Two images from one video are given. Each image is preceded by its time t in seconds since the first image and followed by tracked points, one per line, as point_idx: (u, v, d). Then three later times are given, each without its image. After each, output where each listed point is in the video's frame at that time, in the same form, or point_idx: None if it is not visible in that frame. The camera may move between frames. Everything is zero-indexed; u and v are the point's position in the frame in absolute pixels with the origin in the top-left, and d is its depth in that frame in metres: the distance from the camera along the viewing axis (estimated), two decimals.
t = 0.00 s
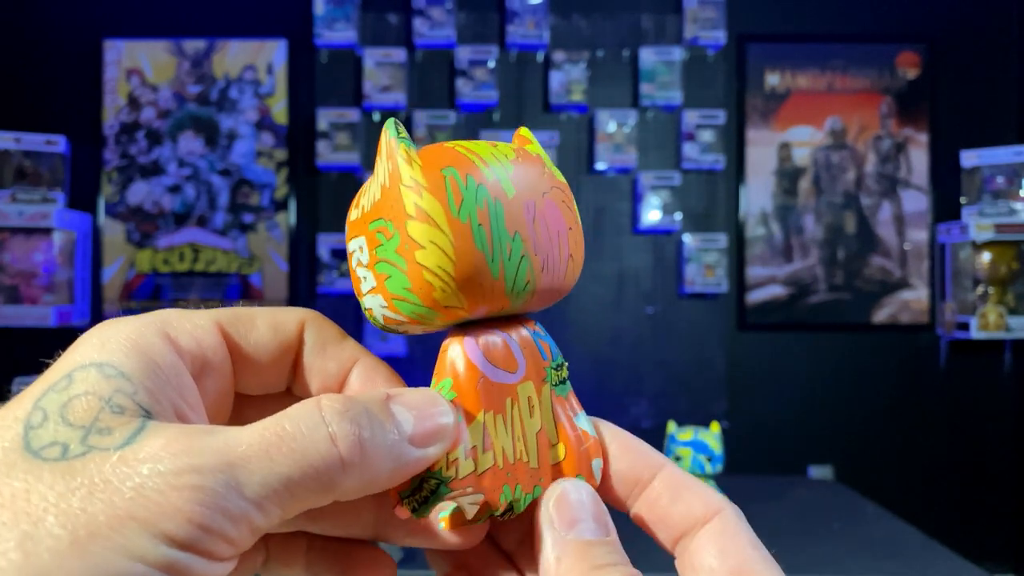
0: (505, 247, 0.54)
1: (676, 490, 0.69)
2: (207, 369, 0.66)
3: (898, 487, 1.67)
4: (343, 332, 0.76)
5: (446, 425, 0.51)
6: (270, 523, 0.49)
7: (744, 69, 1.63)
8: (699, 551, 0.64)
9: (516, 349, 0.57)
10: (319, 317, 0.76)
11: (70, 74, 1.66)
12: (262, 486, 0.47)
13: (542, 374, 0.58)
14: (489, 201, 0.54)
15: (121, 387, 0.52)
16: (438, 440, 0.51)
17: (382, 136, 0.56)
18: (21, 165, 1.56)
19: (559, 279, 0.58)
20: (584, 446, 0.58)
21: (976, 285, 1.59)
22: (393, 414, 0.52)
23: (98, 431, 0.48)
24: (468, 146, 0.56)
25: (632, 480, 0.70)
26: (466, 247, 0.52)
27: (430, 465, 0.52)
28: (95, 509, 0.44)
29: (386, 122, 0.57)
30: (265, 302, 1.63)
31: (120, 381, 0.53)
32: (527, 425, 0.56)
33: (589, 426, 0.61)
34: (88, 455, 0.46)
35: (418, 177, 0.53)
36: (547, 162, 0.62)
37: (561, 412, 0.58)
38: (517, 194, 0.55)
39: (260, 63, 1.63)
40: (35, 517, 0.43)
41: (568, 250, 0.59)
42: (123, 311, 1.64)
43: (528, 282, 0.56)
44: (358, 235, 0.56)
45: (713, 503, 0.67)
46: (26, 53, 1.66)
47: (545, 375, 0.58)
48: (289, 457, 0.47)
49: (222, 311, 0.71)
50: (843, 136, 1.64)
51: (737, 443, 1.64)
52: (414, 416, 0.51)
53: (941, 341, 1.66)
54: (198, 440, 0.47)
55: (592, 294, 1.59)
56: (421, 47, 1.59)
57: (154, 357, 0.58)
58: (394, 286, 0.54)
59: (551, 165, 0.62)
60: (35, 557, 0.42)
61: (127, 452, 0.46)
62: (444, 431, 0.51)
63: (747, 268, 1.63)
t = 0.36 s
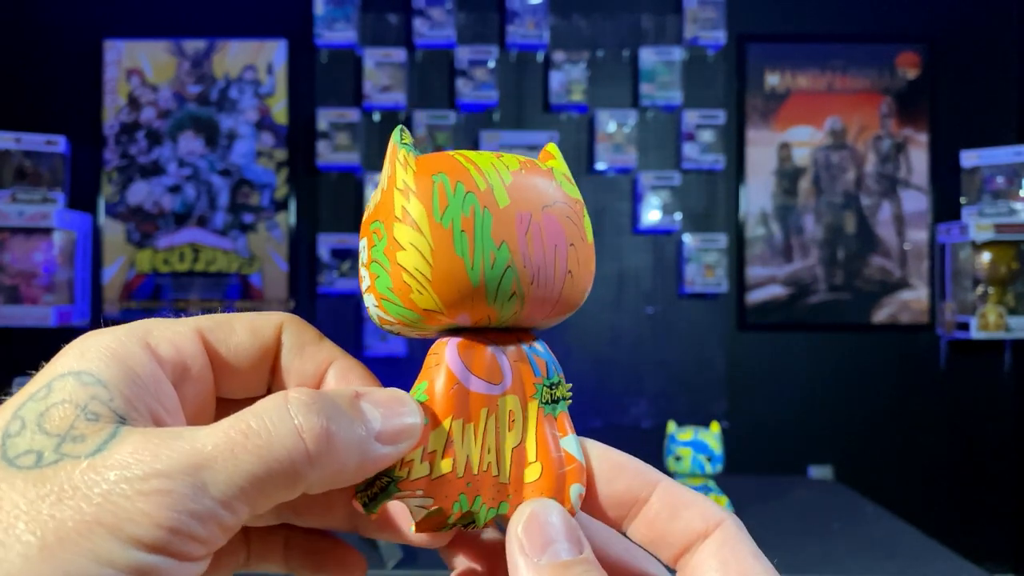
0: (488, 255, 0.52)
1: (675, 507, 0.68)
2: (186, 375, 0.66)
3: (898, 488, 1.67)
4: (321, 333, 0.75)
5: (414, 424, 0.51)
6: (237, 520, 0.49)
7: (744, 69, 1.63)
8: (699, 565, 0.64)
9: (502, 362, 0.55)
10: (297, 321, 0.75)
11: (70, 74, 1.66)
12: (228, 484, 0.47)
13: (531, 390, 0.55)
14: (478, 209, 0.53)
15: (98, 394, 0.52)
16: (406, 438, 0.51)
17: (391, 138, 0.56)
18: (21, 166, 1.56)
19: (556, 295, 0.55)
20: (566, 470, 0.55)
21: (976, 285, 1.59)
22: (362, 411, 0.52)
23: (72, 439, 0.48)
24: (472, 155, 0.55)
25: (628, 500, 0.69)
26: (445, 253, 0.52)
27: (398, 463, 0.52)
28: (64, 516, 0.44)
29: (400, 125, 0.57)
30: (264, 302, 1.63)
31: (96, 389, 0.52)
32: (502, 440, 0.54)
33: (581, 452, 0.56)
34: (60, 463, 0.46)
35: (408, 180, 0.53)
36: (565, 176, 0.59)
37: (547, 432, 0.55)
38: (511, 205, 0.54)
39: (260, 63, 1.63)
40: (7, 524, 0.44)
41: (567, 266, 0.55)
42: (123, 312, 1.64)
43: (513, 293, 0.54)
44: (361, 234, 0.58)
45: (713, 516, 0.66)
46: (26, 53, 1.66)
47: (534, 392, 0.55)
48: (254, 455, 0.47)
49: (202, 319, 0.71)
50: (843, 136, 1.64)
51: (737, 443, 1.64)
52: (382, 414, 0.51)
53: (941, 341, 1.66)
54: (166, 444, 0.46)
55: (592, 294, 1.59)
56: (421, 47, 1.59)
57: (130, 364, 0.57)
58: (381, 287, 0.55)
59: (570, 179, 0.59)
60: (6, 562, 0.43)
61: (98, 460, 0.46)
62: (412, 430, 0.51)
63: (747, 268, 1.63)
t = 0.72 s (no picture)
0: (476, 259, 0.53)
1: (700, 510, 0.67)
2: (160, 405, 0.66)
3: (898, 488, 1.67)
4: (306, 358, 0.76)
5: (386, 439, 0.55)
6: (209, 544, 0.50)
7: (744, 69, 1.63)
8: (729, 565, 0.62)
9: (510, 366, 0.55)
10: (277, 350, 0.75)
11: (70, 74, 1.66)
12: (209, 502, 0.48)
13: (539, 393, 0.55)
14: (466, 213, 0.54)
15: (69, 419, 0.53)
16: (377, 453, 0.55)
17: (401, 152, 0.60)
18: (21, 166, 1.56)
19: (558, 296, 0.54)
20: (570, 475, 0.52)
21: (976, 285, 1.59)
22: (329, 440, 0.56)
23: (45, 458, 0.48)
24: (469, 159, 0.56)
25: (652, 505, 0.67)
26: (433, 259, 0.54)
27: (367, 485, 0.55)
28: (38, 531, 0.44)
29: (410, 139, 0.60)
30: (264, 303, 1.64)
31: (67, 414, 0.53)
32: (505, 443, 0.54)
33: (595, 459, 0.54)
34: (36, 480, 0.46)
35: (404, 191, 0.55)
36: (574, 171, 0.57)
37: (556, 434, 0.54)
38: (503, 207, 0.54)
39: (260, 63, 1.63)
40: None
41: (568, 264, 0.54)
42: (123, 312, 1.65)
43: (507, 295, 0.53)
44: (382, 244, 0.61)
45: (741, 515, 0.65)
46: (26, 54, 1.66)
47: (545, 394, 0.55)
48: (235, 477, 0.50)
49: (178, 349, 0.71)
50: (843, 136, 1.64)
51: (737, 443, 1.64)
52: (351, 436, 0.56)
53: (941, 341, 1.66)
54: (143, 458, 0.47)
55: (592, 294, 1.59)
56: (421, 47, 1.59)
57: (102, 389, 0.58)
58: (389, 293, 0.57)
59: (580, 174, 0.57)
60: None
61: (74, 471, 0.46)
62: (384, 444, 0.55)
63: (748, 268, 1.63)
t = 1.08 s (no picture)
0: (464, 270, 0.53)
1: (699, 516, 0.66)
2: (155, 425, 0.66)
3: (898, 489, 1.67)
4: (301, 376, 0.75)
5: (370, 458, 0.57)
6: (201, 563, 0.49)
7: (744, 70, 1.63)
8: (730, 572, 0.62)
9: (505, 374, 0.55)
10: (273, 369, 0.75)
11: (70, 74, 1.66)
12: (206, 521, 0.49)
13: (535, 400, 0.55)
14: (452, 224, 0.54)
15: (65, 434, 0.53)
16: (361, 476, 0.56)
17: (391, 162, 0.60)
18: (21, 165, 1.56)
19: (549, 304, 0.54)
20: (567, 483, 0.53)
21: (976, 285, 1.59)
22: (317, 462, 0.57)
23: (45, 472, 0.48)
24: (456, 168, 0.56)
25: (652, 510, 0.66)
26: (420, 271, 0.54)
27: (350, 506, 0.57)
28: (41, 544, 0.44)
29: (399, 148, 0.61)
30: (264, 303, 1.64)
31: (63, 429, 0.53)
32: (501, 451, 0.54)
33: (592, 466, 0.54)
34: (37, 495, 0.46)
35: (391, 203, 0.56)
36: (563, 175, 0.57)
37: (552, 440, 0.54)
38: (490, 216, 0.54)
39: (260, 63, 1.63)
40: None
41: (558, 271, 0.54)
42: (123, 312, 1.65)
43: (497, 304, 0.54)
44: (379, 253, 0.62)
45: (741, 520, 0.64)
46: (25, 54, 1.66)
47: (541, 402, 0.55)
48: (230, 497, 0.50)
49: (173, 366, 0.71)
50: (843, 136, 1.64)
51: (737, 444, 1.64)
52: (337, 458, 0.57)
53: (941, 341, 1.66)
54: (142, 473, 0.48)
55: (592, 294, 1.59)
56: (421, 47, 1.59)
57: (96, 405, 0.58)
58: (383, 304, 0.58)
59: (570, 177, 0.57)
60: None
61: (76, 485, 0.47)
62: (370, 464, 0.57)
63: (747, 268, 1.63)
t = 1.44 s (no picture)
0: (446, 260, 0.54)
1: (689, 500, 0.57)
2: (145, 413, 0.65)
3: (898, 488, 1.67)
4: (290, 360, 0.75)
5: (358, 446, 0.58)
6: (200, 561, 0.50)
7: (744, 70, 1.63)
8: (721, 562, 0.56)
9: (491, 363, 0.55)
10: (263, 353, 0.74)
11: (70, 74, 1.67)
12: (205, 520, 0.49)
13: (521, 391, 0.55)
14: (436, 213, 0.54)
15: (68, 425, 0.53)
16: (349, 465, 0.56)
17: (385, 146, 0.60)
18: (21, 166, 1.56)
19: (533, 296, 0.54)
20: (549, 475, 0.52)
21: (976, 285, 1.59)
22: (305, 454, 0.57)
23: (51, 461, 0.48)
24: (444, 154, 0.56)
25: (641, 498, 0.56)
26: (403, 260, 0.54)
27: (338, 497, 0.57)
28: (51, 532, 0.44)
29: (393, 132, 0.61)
30: (264, 302, 1.64)
31: (66, 421, 0.53)
32: (485, 441, 0.54)
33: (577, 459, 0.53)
34: (44, 483, 0.46)
35: (380, 190, 0.56)
36: (554, 162, 0.56)
37: (537, 431, 0.53)
38: (474, 205, 0.54)
39: (260, 63, 1.63)
40: None
41: (542, 262, 0.54)
42: (124, 312, 1.65)
43: (480, 295, 0.54)
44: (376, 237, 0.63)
45: (730, 502, 0.57)
46: (25, 54, 1.66)
47: (526, 392, 0.54)
48: (225, 495, 0.51)
49: (163, 353, 0.70)
50: (843, 136, 1.64)
51: (737, 443, 1.64)
52: (324, 449, 0.57)
53: (941, 341, 1.66)
54: (146, 468, 0.48)
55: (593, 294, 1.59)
56: (421, 47, 1.59)
57: (95, 398, 0.58)
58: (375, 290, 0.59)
59: (562, 163, 0.56)
60: None
61: (84, 475, 0.47)
62: (358, 453, 0.57)
63: (747, 268, 1.63)
